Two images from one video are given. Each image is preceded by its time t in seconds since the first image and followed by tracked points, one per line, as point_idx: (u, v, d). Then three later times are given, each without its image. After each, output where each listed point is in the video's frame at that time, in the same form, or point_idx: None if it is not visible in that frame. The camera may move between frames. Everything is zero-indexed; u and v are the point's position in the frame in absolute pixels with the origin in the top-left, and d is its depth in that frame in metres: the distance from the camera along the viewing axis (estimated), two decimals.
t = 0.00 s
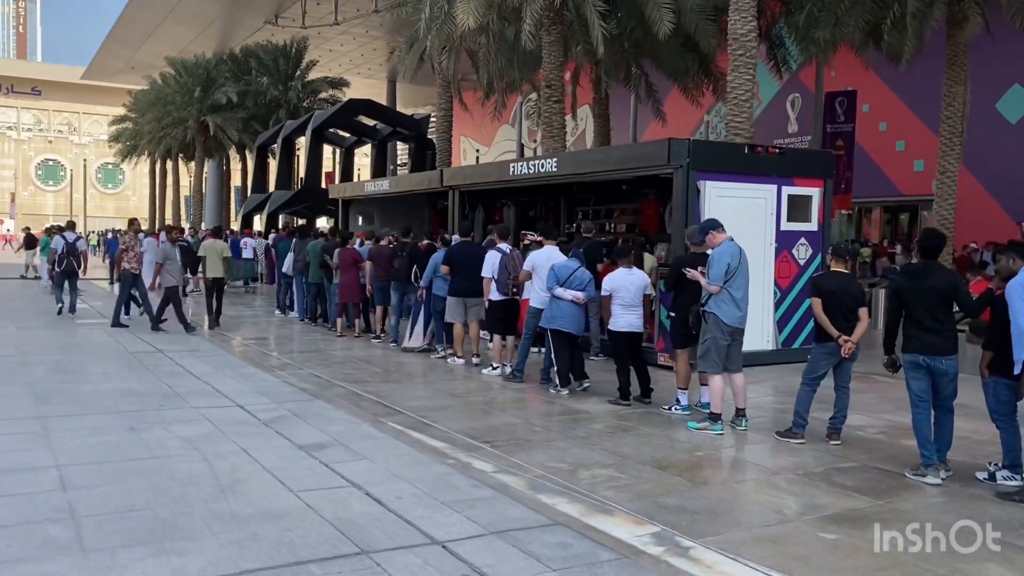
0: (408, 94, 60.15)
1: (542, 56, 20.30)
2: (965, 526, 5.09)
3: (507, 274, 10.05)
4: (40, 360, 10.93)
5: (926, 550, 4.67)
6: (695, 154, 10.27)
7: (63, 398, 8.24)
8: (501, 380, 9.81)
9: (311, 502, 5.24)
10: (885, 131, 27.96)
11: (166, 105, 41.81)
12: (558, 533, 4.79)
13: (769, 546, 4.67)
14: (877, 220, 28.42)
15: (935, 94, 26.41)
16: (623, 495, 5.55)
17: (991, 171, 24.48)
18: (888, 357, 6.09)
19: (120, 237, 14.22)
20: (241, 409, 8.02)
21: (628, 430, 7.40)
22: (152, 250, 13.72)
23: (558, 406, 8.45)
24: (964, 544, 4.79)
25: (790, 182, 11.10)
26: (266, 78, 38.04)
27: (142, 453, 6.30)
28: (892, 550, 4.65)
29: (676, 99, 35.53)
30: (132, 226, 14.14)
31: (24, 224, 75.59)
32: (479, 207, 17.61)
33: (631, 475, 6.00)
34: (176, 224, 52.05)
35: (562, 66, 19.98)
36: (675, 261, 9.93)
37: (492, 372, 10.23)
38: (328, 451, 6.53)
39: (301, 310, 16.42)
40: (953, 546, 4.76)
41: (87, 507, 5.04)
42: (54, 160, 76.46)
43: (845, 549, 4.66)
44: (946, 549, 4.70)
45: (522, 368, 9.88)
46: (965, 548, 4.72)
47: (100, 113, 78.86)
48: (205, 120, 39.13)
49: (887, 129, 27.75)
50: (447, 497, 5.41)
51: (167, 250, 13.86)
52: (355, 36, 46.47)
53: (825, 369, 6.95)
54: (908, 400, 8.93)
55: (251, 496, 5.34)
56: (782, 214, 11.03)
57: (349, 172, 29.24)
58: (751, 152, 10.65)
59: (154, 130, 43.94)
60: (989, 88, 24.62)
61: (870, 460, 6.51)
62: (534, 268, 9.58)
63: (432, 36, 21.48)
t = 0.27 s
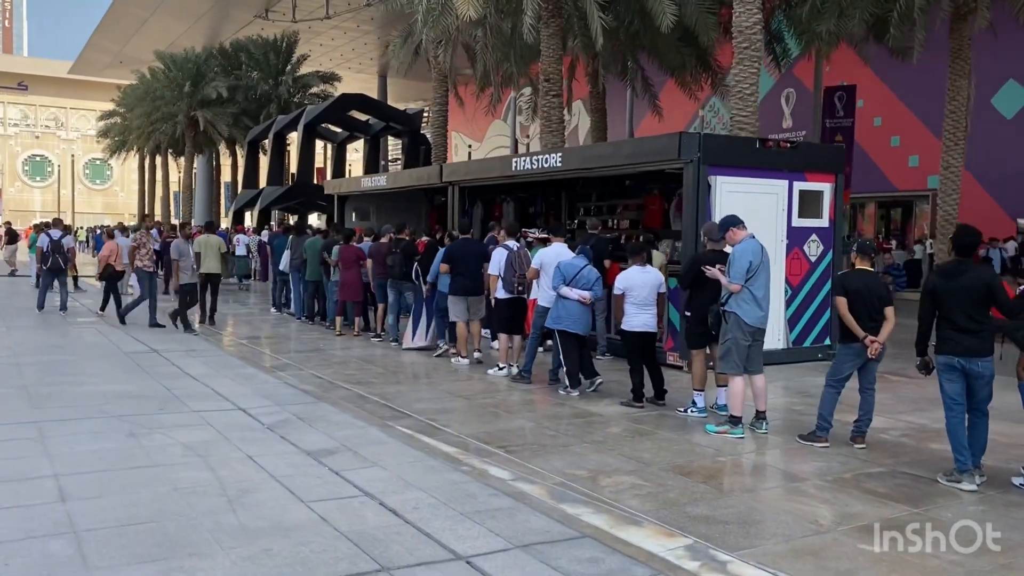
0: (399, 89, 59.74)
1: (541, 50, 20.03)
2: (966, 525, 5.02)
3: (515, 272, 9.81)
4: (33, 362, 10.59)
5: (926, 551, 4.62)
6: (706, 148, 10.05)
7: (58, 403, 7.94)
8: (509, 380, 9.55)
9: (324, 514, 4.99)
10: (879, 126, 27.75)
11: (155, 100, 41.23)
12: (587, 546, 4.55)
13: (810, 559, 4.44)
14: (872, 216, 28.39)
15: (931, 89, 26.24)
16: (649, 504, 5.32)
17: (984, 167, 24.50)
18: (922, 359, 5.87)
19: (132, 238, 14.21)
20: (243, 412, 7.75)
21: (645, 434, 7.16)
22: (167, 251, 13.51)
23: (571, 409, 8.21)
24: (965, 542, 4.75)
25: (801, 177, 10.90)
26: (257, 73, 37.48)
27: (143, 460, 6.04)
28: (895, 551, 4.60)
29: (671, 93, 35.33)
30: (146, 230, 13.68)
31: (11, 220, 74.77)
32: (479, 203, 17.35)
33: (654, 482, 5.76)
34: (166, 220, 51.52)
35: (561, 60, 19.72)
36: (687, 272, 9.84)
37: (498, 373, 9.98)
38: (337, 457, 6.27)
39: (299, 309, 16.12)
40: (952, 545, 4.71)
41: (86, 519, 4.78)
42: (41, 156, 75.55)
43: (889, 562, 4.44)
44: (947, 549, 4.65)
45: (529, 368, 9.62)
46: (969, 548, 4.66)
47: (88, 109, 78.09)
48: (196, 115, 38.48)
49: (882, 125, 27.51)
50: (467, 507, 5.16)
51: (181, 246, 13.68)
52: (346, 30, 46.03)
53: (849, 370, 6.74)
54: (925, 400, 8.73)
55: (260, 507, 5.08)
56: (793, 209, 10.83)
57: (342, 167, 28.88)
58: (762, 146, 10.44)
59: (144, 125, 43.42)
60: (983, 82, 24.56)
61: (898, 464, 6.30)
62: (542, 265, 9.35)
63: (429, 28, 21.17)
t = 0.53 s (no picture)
0: (389, 83, 59.31)
1: (539, 42, 19.77)
2: (966, 526, 4.89)
3: (523, 268, 9.58)
4: (24, 362, 10.25)
5: (929, 551, 4.50)
6: (718, 140, 9.84)
7: (53, 405, 7.63)
8: (518, 380, 9.29)
9: (341, 522, 4.72)
10: (872, 121, 27.66)
11: (143, 94, 40.65)
12: (624, 558, 4.30)
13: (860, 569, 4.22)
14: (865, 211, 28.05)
15: (923, 84, 26.15)
16: (681, 511, 5.08)
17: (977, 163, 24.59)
18: (958, 358, 5.64)
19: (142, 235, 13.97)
20: (246, 414, 7.47)
21: (665, 436, 6.92)
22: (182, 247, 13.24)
23: (586, 409, 7.95)
24: (965, 543, 4.63)
25: (813, 171, 10.71)
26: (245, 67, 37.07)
27: (145, 465, 5.75)
28: (896, 551, 4.48)
29: (664, 88, 35.14)
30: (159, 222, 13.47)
31: None
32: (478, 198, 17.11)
33: (682, 487, 5.52)
34: (154, 216, 50.91)
35: (559, 53, 19.48)
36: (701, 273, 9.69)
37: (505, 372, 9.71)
38: (349, 461, 6.00)
39: (296, 306, 15.81)
40: (953, 546, 4.59)
41: (88, 530, 4.50)
42: (26, 151, 74.51)
43: (940, 573, 4.22)
44: (948, 550, 4.53)
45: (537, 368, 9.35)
46: (971, 548, 4.55)
47: (73, 104, 77.16)
48: (184, 110, 37.97)
49: (876, 121, 27.44)
50: (492, 515, 4.91)
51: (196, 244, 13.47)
52: (335, 24, 45.52)
53: (877, 368, 6.52)
54: (945, 399, 8.53)
55: (273, 516, 4.81)
56: (804, 204, 10.65)
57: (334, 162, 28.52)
58: (774, 139, 10.24)
59: (132, 120, 42.83)
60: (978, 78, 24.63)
61: (931, 466, 6.09)
62: (551, 261, 9.10)
63: (424, 20, 20.87)
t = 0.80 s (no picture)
0: (377, 81, 58.95)
1: (532, 39, 19.57)
2: (967, 526, 4.87)
3: (524, 268, 9.37)
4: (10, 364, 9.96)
5: (928, 551, 4.49)
6: (723, 137, 9.66)
7: (41, 410, 7.35)
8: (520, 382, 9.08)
9: (350, 537, 4.49)
10: (861, 121, 27.59)
11: (130, 91, 40.20)
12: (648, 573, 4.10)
13: None
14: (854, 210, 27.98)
15: (913, 83, 26.06)
16: (701, 522, 4.87)
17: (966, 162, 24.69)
18: (983, 362, 5.48)
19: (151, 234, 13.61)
20: (243, 419, 7.23)
21: (676, 441, 6.73)
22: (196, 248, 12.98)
23: (592, 412, 7.75)
24: (965, 543, 4.61)
25: (817, 169, 10.54)
26: (232, 64, 36.71)
27: (140, 475, 5.50)
28: (896, 551, 4.47)
29: (654, 86, 35.03)
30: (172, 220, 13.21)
31: None
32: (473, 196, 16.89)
33: (699, 496, 5.33)
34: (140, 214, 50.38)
35: (553, 50, 19.29)
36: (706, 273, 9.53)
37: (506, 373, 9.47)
38: (352, 469, 5.77)
39: (289, 305, 15.54)
40: (952, 545, 4.57)
41: (82, 546, 4.26)
42: (10, 149, 73.70)
43: None
44: (948, 550, 4.52)
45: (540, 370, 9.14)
46: (971, 549, 4.53)
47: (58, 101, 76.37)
48: (170, 107, 37.62)
49: (864, 120, 27.38)
50: (507, 527, 4.68)
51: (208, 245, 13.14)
52: (323, 22, 45.17)
53: (894, 372, 6.34)
54: (956, 401, 8.38)
55: (276, 529, 4.58)
56: (808, 203, 10.48)
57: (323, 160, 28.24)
58: (779, 137, 10.07)
59: (118, 117, 42.34)
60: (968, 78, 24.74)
61: (953, 472, 5.91)
62: (554, 261, 8.88)
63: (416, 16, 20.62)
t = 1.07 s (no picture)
0: (363, 82, 58.53)
1: (523, 38, 19.30)
2: (966, 525, 4.89)
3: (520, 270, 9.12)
4: None
5: (927, 550, 4.49)
6: (725, 136, 9.43)
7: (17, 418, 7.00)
8: (516, 388, 8.80)
9: (347, 558, 4.19)
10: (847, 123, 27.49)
11: (112, 89, 39.61)
12: None
13: None
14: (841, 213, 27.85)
15: (899, 86, 25.99)
16: (718, 539, 4.61)
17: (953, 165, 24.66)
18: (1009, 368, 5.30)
19: (147, 231, 12.88)
20: (230, 427, 6.91)
21: (683, 450, 6.47)
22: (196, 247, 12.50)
23: (594, 420, 7.47)
24: (964, 542, 4.62)
25: (818, 170, 10.32)
26: (217, 63, 36.27)
27: (121, 489, 5.18)
28: (895, 550, 4.47)
29: (642, 86, 34.85)
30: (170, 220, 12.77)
31: None
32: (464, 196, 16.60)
33: (713, 509, 5.07)
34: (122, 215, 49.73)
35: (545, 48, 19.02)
36: (707, 276, 9.33)
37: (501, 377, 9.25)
38: (347, 481, 5.47)
39: (275, 308, 15.20)
40: (951, 545, 4.58)
41: (58, 569, 3.95)
42: None
43: None
44: (946, 549, 4.52)
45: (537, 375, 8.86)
46: (969, 548, 4.54)
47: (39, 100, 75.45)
48: (154, 107, 37.08)
49: (851, 122, 27.24)
50: (515, 546, 4.40)
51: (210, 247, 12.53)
52: (309, 21, 44.74)
53: (910, 378, 6.11)
54: (965, 407, 8.17)
55: (267, 550, 4.28)
56: (809, 204, 10.26)
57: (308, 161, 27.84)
58: (780, 136, 9.86)
59: (100, 116, 41.73)
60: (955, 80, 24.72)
61: (974, 484, 5.68)
62: (552, 262, 8.63)
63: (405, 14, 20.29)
